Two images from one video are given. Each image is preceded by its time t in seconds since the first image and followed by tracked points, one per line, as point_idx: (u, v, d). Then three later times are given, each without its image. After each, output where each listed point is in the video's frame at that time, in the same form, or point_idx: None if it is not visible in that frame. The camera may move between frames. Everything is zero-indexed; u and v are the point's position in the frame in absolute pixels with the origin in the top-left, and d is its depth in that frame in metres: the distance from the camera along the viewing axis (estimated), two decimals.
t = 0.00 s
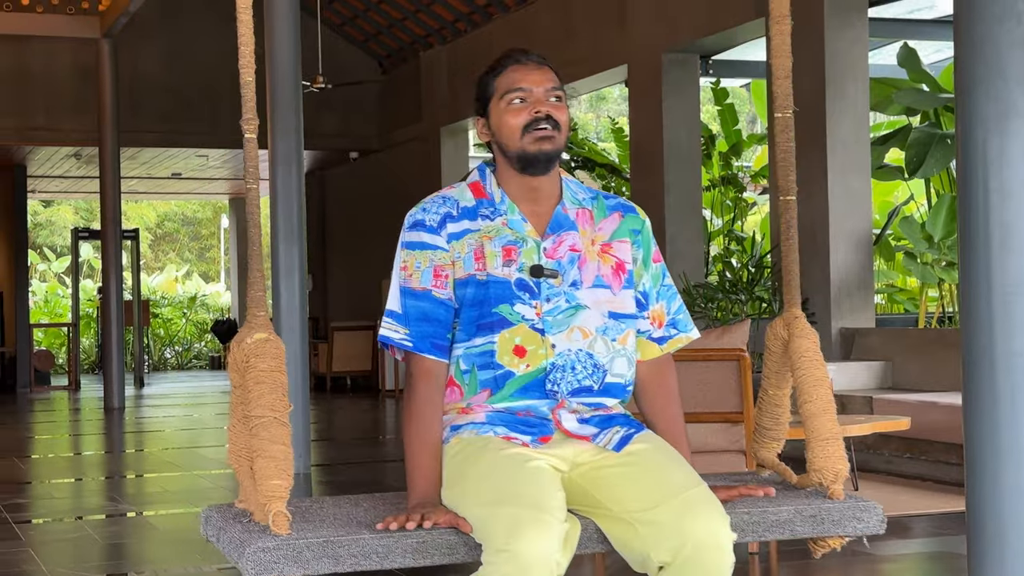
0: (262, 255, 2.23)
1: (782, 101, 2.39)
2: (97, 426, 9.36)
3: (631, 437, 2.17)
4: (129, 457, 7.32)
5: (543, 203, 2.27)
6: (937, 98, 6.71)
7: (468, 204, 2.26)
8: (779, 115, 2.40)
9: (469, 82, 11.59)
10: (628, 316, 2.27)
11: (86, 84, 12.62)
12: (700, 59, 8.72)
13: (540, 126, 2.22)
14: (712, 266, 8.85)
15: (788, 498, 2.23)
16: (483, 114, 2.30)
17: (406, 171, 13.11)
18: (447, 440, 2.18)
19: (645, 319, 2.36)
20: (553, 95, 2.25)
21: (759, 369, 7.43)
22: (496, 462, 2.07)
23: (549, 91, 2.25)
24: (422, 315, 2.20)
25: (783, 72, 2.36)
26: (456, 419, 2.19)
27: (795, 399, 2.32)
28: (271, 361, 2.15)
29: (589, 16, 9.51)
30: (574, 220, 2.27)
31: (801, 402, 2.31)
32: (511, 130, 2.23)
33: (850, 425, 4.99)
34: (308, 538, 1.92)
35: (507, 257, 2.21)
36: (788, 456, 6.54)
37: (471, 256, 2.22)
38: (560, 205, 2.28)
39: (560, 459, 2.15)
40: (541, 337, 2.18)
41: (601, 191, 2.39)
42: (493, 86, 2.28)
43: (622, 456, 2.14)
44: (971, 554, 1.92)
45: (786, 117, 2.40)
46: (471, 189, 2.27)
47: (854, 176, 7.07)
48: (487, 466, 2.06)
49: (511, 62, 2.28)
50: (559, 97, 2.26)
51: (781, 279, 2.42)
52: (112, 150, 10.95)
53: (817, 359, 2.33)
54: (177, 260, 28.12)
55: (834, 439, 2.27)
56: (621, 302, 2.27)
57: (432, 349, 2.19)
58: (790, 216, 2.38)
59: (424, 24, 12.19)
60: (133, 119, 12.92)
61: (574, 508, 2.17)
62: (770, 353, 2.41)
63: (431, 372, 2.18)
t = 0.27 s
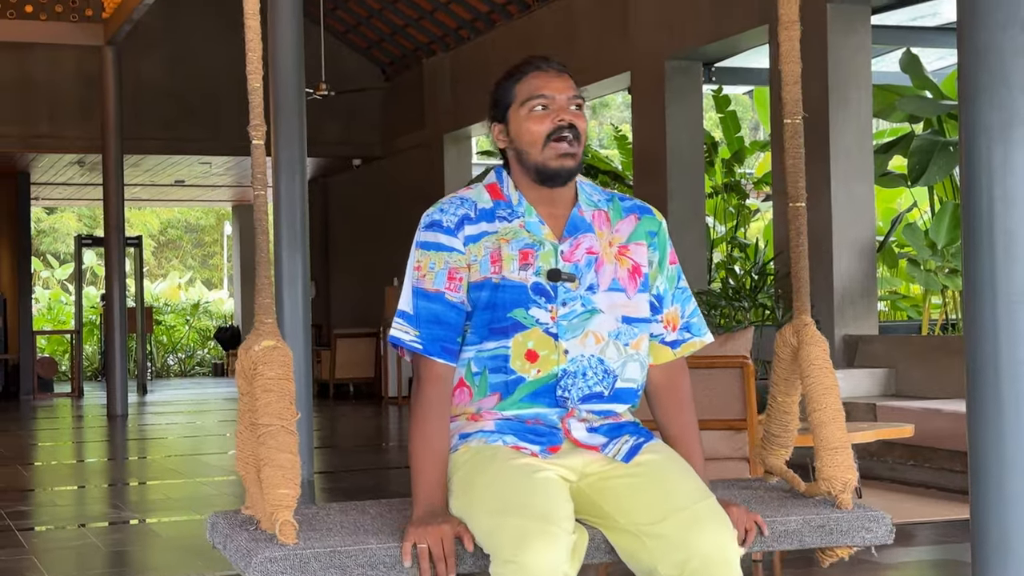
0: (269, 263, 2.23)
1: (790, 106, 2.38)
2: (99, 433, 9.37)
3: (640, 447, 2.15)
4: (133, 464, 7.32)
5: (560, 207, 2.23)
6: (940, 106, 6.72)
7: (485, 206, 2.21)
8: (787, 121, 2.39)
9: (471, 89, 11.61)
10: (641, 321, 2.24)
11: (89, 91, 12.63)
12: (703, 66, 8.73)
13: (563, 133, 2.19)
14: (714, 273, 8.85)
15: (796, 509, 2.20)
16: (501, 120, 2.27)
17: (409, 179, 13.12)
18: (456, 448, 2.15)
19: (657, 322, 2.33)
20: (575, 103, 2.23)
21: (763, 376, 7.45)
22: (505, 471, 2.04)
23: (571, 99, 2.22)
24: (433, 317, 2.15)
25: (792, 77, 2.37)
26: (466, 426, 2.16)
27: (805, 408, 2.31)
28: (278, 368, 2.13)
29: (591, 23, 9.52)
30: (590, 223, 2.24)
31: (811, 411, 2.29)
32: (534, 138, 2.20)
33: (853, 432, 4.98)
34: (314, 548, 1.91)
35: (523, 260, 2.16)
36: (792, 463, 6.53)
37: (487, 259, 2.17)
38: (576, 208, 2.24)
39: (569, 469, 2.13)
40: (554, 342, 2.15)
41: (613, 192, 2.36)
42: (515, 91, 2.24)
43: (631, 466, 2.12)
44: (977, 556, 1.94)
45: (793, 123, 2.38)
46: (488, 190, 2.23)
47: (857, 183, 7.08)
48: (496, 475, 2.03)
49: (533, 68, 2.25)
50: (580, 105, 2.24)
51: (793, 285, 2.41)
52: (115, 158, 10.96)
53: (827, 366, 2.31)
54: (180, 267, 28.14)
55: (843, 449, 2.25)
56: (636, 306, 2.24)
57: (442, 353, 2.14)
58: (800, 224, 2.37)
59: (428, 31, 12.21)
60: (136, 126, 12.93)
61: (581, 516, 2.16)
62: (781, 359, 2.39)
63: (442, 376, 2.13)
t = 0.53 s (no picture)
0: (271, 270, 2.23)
1: (788, 114, 2.34)
2: (102, 440, 9.37)
3: (637, 458, 2.11)
4: (134, 470, 7.31)
5: (568, 215, 2.17)
6: (942, 111, 6.70)
7: (492, 214, 2.15)
8: (786, 126, 2.35)
9: (474, 95, 11.62)
10: (645, 331, 2.18)
11: (92, 97, 12.64)
12: (705, 72, 8.73)
13: (577, 148, 2.12)
14: (716, 279, 8.84)
15: (787, 515, 2.19)
16: (512, 128, 2.19)
17: (411, 185, 13.13)
18: (454, 455, 2.11)
19: (658, 330, 2.27)
20: (589, 114, 2.16)
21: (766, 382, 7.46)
22: (502, 483, 2.00)
23: (587, 111, 2.15)
24: (437, 326, 2.10)
25: (790, 85, 2.35)
26: (465, 433, 2.11)
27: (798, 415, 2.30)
28: (280, 377, 2.13)
29: (594, 29, 9.52)
30: (597, 232, 2.17)
31: (804, 418, 2.29)
32: (548, 149, 2.13)
33: (856, 438, 4.97)
34: (312, 557, 1.88)
35: (528, 271, 2.11)
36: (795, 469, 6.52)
37: (492, 268, 2.12)
38: (583, 217, 2.18)
39: (565, 481, 2.09)
40: (557, 354, 2.10)
41: (620, 195, 2.29)
42: (530, 99, 2.17)
43: (628, 478, 2.09)
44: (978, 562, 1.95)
45: (792, 129, 2.35)
46: (497, 197, 2.17)
47: (859, 188, 7.07)
48: (494, 487, 1.99)
49: (549, 77, 2.18)
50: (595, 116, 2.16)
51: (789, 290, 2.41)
52: (118, 164, 10.98)
53: (822, 374, 2.31)
54: (182, 274, 28.18)
55: (835, 456, 2.25)
56: (641, 317, 2.18)
57: (443, 362, 2.09)
58: (797, 231, 2.36)
59: (430, 38, 12.21)
60: (139, 132, 12.93)
61: (575, 526, 2.13)
62: (776, 365, 2.39)
63: (443, 387, 2.08)
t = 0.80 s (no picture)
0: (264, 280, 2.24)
1: (776, 124, 2.42)
2: (104, 447, 9.37)
3: (621, 463, 2.19)
4: (137, 477, 7.31)
5: (566, 233, 2.21)
6: (945, 118, 6.70)
7: (493, 228, 2.19)
8: (776, 136, 2.44)
9: (477, 102, 11.63)
10: (637, 345, 2.23)
11: (96, 104, 12.66)
12: (707, 78, 8.73)
13: (572, 172, 2.15)
14: (719, 285, 8.84)
15: (768, 521, 2.24)
16: (513, 147, 2.22)
17: (414, 192, 13.14)
18: (442, 459, 2.18)
19: (651, 341, 2.33)
20: (588, 138, 2.18)
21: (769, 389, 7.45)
22: (486, 492, 2.06)
23: (584, 135, 2.18)
24: (432, 337, 2.16)
25: (780, 96, 2.41)
26: (454, 439, 2.19)
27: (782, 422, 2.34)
28: (272, 386, 2.14)
29: (596, 36, 9.53)
30: (595, 249, 2.22)
31: (787, 426, 2.33)
32: (543, 173, 2.15)
33: (858, 445, 4.98)
34: (301, 562, 1.93)
35: (525, 288, 2.16)
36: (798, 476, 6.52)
37: (490, 284, 2.17)
38: (582, 233, 2.22)
39: (548, 488, 2.16)
40: (549, 370, 2.15)
41: (619, 207, 2.33)
42: (529, 121, 2.20)
43: (610, 485, 2.16)
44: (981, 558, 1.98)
45: (782, 139, 2.44)
46: (498, 210, 2.21)
47: (863, 195, 7.07)
48: (479, 494, 2.06)
49: (548, 100, 2.21)
50: (593, 140, 2.19)
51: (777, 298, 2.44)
52: (122, 171, 10.98)
53: (807, 385, 2.34)
54: (186, 280, 28.15)
55: (817, 466, 2.28)
56: (634, 331, 2.23)
57: (436, 371, 2.15)
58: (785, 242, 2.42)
59: (433, 45, 12.21)
60: (142, 140, 12.94)
61: (559, 531, 2.19)
62: (761, 373, 2.44)
63: (432, 398, 2.15)
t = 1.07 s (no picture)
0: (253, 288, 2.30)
1: (763, 133, 2.42)
2: (108, 453, 9.37)
3: (600, 465, 2.21)
4: (140, 483, 7.31)
5: (548, 243, 2.22)
6: (948, 124, 6.70)
7: (477, 238, 2.21)
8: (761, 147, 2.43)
9: (480, 108, 11.63)
10: (618, 352, 2.24)
11: (99, 110, 12.67)
12: (710, 84, 8.73)
13: (553, 189, 2.17)
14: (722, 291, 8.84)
15: (751, 523, 2.25)
16: (497, 160, 2.25)
17: (417, 198, 13.14)
18: (426, 462, 2.20)
19: (633, 347, 2.34)
20: (569, 155, 2.20)
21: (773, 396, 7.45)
22: (468, 495, 2.07)
23: (564, 151, 2.20)
24: (417, 345, 2.17)
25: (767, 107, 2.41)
26: (438, 442, 2.20)
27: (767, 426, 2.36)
28: (260, 391, 2.18)
29: (599, 42, 9.53)
30: (576, 259, 2.23)
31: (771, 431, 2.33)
32: (526, 190, 2.17)
33: (862, 452, 4.97)
34: (287, 561, 1.93)
35: (507, 297, 2.18)
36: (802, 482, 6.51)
37: (473, 293, 2.19)
38: (564, 244, 2.23)
39: (529, 490, 2.17)
40: (531, 376, 2.16)
41: (602, 217, 2.34)
42: (511, 138, 2.22)
43: (590, 485, 2.18)
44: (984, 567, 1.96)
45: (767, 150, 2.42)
46: (482, 220, 2.23)
47: (866, 201, 7.06)
48: (461, 497, 2.07)
49: (528, 117, 2.22)
50: (574, 157, 2.21)
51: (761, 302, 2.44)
52: (125, 177, 10.98)
53: (789, 389, 2.35)
54: (189, 287, 28.18)
55: (799, 468, 2.30)
56: (615, 339, 2.24)
57: (422, 378, 2.16)
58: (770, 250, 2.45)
59: (436, 51, 12.22)
60: (145, 146, 12.96)
61: (540, 531, 2.21)
62: (746, 378, 2.45)
63: (420, 404, 2.16)
